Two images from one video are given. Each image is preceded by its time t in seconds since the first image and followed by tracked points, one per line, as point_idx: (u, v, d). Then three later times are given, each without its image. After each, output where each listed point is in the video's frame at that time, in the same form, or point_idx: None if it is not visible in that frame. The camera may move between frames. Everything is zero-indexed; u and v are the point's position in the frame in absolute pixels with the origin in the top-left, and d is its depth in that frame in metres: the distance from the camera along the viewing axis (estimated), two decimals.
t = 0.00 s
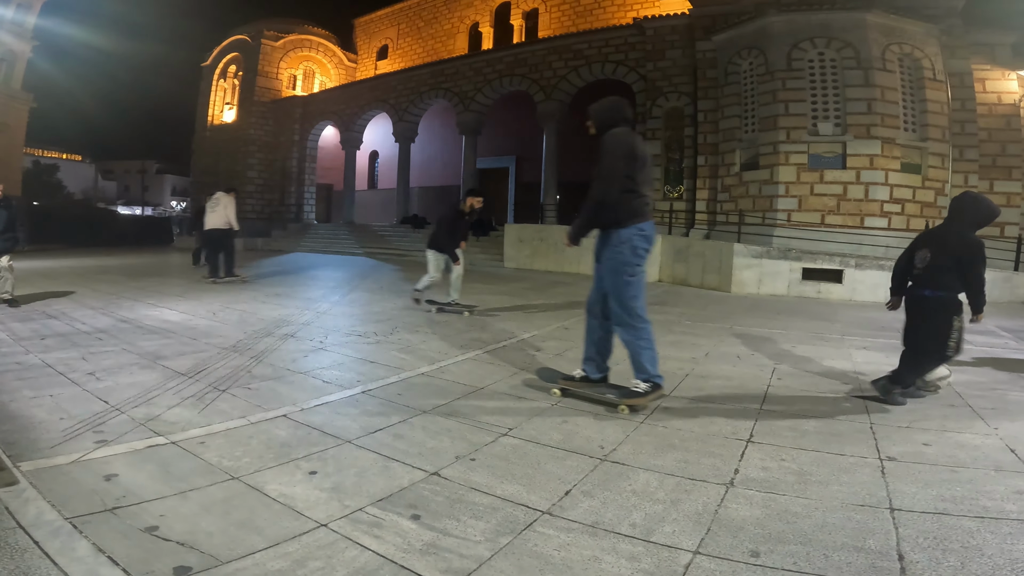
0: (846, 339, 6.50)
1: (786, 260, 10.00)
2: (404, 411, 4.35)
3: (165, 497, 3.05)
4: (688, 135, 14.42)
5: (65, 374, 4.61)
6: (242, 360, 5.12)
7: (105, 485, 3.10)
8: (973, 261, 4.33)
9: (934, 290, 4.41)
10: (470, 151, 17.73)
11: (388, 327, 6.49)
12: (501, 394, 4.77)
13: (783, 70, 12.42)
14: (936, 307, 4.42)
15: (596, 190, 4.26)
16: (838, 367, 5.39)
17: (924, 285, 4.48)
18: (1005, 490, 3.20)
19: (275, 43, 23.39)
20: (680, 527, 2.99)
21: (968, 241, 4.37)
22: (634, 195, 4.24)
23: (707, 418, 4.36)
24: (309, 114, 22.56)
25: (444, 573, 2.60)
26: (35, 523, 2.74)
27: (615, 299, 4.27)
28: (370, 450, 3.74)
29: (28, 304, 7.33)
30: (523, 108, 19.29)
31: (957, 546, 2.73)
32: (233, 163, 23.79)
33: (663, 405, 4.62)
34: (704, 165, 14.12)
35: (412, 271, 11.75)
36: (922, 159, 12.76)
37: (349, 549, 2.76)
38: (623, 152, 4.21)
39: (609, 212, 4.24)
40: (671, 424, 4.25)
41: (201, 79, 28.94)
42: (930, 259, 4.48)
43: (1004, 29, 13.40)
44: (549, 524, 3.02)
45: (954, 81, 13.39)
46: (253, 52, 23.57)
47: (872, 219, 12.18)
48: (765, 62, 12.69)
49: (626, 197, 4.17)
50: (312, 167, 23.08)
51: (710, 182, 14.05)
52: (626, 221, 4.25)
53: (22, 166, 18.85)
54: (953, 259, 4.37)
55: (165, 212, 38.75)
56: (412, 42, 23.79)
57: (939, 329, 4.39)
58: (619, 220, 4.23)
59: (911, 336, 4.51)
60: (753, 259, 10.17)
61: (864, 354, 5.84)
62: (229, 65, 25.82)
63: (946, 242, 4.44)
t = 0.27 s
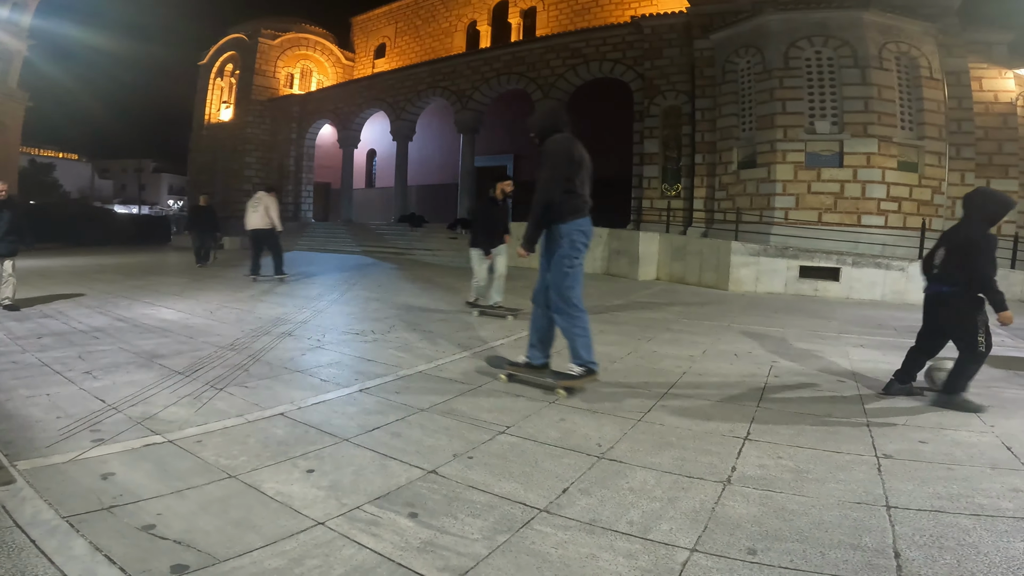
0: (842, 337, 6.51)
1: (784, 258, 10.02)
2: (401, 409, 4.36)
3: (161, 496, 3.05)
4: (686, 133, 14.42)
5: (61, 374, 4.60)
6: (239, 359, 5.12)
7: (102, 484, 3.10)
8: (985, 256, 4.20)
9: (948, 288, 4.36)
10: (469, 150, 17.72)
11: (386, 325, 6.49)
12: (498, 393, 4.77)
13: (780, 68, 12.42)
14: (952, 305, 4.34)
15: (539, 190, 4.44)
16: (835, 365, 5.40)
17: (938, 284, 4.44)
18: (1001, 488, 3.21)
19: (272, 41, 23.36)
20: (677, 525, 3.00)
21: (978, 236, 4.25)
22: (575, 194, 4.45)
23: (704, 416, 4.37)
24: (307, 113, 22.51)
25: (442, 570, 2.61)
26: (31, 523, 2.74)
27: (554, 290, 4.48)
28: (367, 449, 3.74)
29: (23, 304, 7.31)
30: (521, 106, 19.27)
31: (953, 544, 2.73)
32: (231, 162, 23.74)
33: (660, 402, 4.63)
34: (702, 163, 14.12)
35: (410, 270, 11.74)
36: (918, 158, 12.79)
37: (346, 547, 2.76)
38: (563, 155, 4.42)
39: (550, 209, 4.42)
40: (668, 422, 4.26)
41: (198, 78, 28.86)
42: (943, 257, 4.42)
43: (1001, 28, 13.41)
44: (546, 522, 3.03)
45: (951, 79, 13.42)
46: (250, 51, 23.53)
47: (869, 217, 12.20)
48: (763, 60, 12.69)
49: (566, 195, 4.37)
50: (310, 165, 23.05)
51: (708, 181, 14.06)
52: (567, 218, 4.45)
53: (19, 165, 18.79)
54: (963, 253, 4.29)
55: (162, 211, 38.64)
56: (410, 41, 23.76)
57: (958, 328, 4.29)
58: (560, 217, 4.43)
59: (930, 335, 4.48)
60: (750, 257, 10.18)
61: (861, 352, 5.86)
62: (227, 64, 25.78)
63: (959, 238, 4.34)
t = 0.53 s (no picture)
0: (841, 335, 6.52)
1: (783, 256, 10.02)
2: (400, 408, 4.36)
3: (160, 495, 3.05)
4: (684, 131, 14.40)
5: (60, 373, 4.60)
6: (238, 357, 5.12)
7: (101, 483, 3.10)
8: (1018, 258, 3.98)
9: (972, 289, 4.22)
10: (467, 148, 17.71)
11: (384, 323, 6.50)
12: (497, 391, 4.78)
13: (779, 67, 12.43)
14: (979, 305, 4.21)
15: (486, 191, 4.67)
16: (833, 363, 5.41)
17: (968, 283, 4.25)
18: (999, 485, 3.22)
19: (270, 40, 23.32)
20: (676, 523, 3.00)
21: (1016, 236, 4.00)
22: (522, 192, 4.69)
23: (703, 413, 4.37)
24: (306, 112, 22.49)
25: (441, 569, 2.61)
26: (30, 522, 2.74)
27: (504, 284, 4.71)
28: (366, 447, 3.75)
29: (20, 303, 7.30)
30: (519, 105, 19.24)
31: (952, 542, 2.74)
32: (229, 161, 23.71)
33: (659, 400, 4.64)
34: (700, 161, 14.13)
35: (409, 269, 11.73)
36: (917, 155, 12.80)
37: (345, 546, 2.76)
38: (506, 156, 4.65)
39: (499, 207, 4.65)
40: (667, 420, 4.27)
41: (196, 77, 28.81)
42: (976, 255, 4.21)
43: (999, 26, 13.39)
44: (545, 521, 3.03)
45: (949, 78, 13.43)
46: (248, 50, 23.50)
47: (868, 215, 12.22)
48: (761, 58, 12.69)
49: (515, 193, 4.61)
50: (309, 164, 23.02)
51: (706, 179, 14.07)
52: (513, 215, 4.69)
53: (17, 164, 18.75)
54: (994, 255, 4.09)
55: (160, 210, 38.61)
56: (408, 39, 23.74)
57: (982, 328, 4.19)
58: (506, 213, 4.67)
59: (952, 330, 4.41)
60: (749, 255, 10.17)
61: (859, 349, 5.87)
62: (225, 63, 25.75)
63: (995, 237, 4.10)
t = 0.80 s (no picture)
0: (844, 334, 6.52)
1: (785, 255, 10.00)
2: (403, 407, 4.36)
3: (163, 495, 3.05)
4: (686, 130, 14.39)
5: (63, 372, 4.60)
6: (240, 357, 5.12)
7: (104, 482, 3.10)
8: None
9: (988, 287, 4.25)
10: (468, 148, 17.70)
11: (387, 323, 6.49)
12: (500, 390, 4.77)
13: (780, 65, 12.42)
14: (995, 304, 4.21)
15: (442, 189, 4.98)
16: (836, 362, 5.40)
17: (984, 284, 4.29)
18: (1003, 485, 3.21)
19: (272, 40, 23.35)
20: (679, 522, 3.00)
21: None
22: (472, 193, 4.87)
23: (706, 413, 4.36)
24: (307, 112, 22.49)
25: (443, 568, 2.61)
26: (34, 521, 2.74)
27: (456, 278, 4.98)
28: (368, 447, 3.74)
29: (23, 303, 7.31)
30: (521, 104, 19.25)
31: (956, 541, 2.74)
32: (231, 161, 23.73)
33: (662, 399, 4.63)
34: (702, 160, 14.11)
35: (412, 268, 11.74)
36: (920, 154, 12.76)
37: (348, 545, 2.76)
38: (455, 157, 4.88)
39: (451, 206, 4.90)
40: (669, 419, 4.26)
41: (198, 76, 28.84)
42: (994, 253, 4.25)
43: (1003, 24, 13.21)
44: (548, 520, 3.03)
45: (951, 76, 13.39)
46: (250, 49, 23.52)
47: (871, 214, 12.19)
48: (763, 58, 12.68)
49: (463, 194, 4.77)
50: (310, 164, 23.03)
51: (708, 178, 14.05)
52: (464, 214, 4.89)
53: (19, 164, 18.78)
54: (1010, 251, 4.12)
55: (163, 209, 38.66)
56: (410, 39, 23.74)
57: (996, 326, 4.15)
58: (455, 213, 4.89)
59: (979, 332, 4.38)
60: (751, 254, 10.15)
61: (862, 349, 5.86)
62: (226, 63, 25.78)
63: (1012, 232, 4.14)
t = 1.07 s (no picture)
0: (849, 332, 6.50)
1: (789, 254, 9.98)
2: (407, 406, 4.36)
3: (169, 493, 3.05)
4: (690, 129, 14.36)
5: (69, 371, 4.61)
6: (245, 356, 5.11)
7: (109, 481, 3.11)
8: None
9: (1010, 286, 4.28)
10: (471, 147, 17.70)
11: (391, 321, 6.49)
12: (504, 389, 4.77)
13: (785, 64, 12.39)
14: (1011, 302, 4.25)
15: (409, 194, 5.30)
16: (842, 361, 5.38)
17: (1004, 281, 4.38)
18: (1011, 484, 3.19)
19: (275, 40, 23.39)
20: (685, 521, 2.99)
21: None
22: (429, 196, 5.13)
23: (711, 412, 4.35)
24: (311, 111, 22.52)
25: (448, 567, 2.61)
26: (40, 520, 2.75)
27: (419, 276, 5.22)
28: (373, 446, 3.74)
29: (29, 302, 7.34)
30: (524, 103, 19.24)
31: (963, 541, 2.72)
32: (234, 160, 23.78)
33: (667, 398, 4.62)
34: (706, 159, 14.08)
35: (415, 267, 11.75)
36: (926, 153, 12.69)
37: (353, 544, 2.77)
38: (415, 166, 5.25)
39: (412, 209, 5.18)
40: (674, 418, 4.26)
41: (202, 76, 28.89)
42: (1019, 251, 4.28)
43: (1008, 23, 13.21)
44: (553, 519, 3.02)
45: (957, 74, 13.34)
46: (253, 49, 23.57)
47: (876, 212, 12.16)
48: (768, 56, 12.65)
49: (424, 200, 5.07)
50: (313, 163, 23.05)
51: (713, 176, 14.01)
52: (425, 216, 5.11)
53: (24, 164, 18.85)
54: None
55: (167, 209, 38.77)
56: (413, 38, 23.76)
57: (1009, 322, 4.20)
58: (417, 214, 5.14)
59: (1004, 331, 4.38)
60: (755, 252, 10.16)
61: (867, 348, 5.84)
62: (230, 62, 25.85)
63: None
